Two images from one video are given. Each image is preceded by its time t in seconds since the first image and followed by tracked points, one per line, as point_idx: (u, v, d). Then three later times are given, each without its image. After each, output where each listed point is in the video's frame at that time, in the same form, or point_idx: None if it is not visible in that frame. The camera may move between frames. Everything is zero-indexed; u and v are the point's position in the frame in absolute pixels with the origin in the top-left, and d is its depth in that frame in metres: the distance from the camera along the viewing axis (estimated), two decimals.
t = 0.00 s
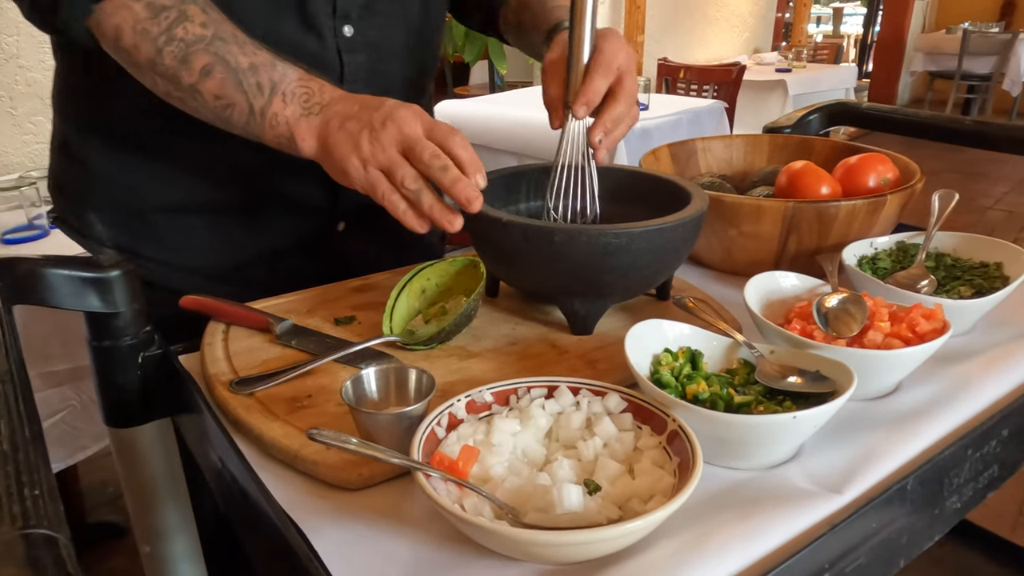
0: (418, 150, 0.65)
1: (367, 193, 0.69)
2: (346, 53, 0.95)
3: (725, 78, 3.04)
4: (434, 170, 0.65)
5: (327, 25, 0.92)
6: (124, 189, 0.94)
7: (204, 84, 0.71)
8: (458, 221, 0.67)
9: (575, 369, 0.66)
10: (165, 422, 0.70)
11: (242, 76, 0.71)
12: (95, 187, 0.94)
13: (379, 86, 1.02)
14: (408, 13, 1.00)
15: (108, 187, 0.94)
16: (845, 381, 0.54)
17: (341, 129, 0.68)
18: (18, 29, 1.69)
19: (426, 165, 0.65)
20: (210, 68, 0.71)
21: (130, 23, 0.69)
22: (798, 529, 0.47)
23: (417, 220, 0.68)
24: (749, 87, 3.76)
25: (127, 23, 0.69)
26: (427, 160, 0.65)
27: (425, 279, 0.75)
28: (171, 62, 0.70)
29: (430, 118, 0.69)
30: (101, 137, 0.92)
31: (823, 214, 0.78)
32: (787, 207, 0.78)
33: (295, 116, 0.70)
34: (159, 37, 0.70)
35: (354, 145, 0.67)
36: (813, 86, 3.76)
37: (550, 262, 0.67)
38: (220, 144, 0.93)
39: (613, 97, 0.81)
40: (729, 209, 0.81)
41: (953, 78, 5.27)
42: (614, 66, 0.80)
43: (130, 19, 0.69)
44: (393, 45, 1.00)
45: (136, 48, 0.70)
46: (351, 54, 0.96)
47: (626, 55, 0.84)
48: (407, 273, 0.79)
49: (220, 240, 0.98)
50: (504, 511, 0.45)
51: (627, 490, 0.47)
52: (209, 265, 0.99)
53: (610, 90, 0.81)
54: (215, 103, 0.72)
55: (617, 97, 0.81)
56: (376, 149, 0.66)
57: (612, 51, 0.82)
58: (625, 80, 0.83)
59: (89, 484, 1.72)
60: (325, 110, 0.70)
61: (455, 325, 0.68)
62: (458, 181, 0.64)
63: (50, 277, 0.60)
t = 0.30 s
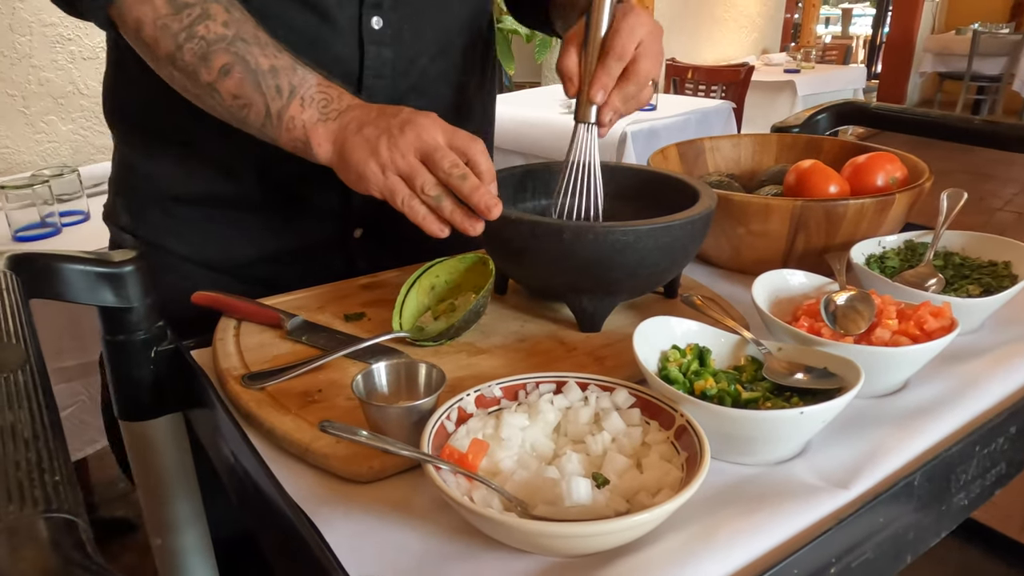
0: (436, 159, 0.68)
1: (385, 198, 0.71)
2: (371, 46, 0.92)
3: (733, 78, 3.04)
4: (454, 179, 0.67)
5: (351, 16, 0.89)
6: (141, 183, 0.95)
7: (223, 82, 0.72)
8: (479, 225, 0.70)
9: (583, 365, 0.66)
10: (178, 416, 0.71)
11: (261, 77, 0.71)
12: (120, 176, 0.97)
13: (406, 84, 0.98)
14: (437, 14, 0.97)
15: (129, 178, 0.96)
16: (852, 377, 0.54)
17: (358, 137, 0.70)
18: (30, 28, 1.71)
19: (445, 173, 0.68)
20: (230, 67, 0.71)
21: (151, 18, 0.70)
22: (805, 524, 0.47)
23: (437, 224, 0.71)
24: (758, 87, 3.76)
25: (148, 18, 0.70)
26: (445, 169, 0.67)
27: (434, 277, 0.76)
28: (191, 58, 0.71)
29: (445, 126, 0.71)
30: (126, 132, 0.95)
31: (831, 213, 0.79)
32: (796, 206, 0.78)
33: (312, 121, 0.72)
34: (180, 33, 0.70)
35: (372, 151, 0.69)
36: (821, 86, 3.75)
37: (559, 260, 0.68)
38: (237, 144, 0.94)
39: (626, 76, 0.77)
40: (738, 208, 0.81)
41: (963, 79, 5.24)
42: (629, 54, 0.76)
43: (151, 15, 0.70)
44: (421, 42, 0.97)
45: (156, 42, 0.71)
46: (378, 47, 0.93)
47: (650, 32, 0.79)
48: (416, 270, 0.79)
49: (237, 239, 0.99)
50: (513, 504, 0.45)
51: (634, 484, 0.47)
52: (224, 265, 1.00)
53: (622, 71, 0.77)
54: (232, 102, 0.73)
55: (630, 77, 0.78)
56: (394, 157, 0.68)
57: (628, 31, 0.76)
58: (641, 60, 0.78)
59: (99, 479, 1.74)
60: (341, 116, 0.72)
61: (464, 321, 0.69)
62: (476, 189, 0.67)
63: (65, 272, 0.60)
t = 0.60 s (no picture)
0: (449, 160, 0.68)
1: (399, 199, 0.71)
2: (381, 38, 0.92)
3: (740, 79, 3.03)
4: (465, 181, 0.68)
5: (361, 8, 0.90)
6: (154, 182, 0.96)
7: (233, 80, 0.71)
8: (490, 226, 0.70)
9: (594, 363, 0.66)
10: (189, 413, 0.71)
11: (273, 75, 0.72)
12: (132, 177, 0.97)
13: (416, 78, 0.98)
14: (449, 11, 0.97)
15: (141, 178, 0.96)
16: (865, 375, 0.54)
17: (371, 138, 0.71)
18: (40, 28, 1.71)
19: (458, 175, 0.68)
20: (243, 65, 0.71)
21: (161, 9, 0.67)
22: (818, 522, 0.47)
23: (453, 227, 0.71)
24: (765, 87, 3.75)
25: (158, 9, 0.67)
26: (458, 170, 0.68)
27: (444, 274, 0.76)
28: (201, 54, 0.69)
29: (459, 127, 0.72)
30: (139, 134, 0.95)
31: (841, 211, 0.78)
32: (806, 205, 0.78)
33: (325, 124, 0.73)
34: (192, 28, 0.68)
35: (387, 152, 0.70)
36: (828, 86, 3.74)
37: (570, 257, 0.68)
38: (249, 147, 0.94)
39: (609, 67, 0.78)
40: (748, 206, 0.81)
41: (971, 80, 5.22)
42: (612, 44, 0.78)
43: (162, 6, 0.67)
44: (433, 36, 0.97)
45: (165, 35, 0.68)
46: (388, 39, 0.93)
47: (639, 24, 0.81)
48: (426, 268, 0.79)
49: (248, 238, 0.99)
50: (525, 500, 0.45)
51: (647, 480, 0.47)
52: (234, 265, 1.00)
53: (606, 63, 0.78)
54: (242, 100, 0.72)
55: (612, 69, 0.78)
56: (407, 158, 0.69)
57: (614, 23, 0.78)
58: (626, 52, 0.79)
59: (108, 477, 1.74)
60: (354, 119, 0.73)
61: (474, 319, 0.69)
62: (488, 190, 0.67)
63: (78, 268, 0.61)
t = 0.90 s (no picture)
0: (453, 155, 0.68)
1: (404, 195, 0.71)
2: (391, 33, 0.92)
3: (746, 78, 3.02)
4: (470, 176, 0.67)
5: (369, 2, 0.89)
6: (159, 183, 0.95)
7: (236, 77, 0.71)
8: (492, 222, 0.70)
9: (599, 357, 0.66)
10: (191, 408, 0.71)
11: (276, 72, 0.71)
12: (137, 179, 0.97)
13: (424, 74, 0.98)
14: (454, 7, 0.96)
15: (146, 180, 0.96)
16: (874, 369, 0.54)
17: (375, 133, 0.71)
18: (45, 26, 1.71)
19: (462, 171, 0.68)
20: (246, 62, 0.70)
21: (162, 5, 0.67)
22: (826, 517, 0.46)
23: (457, 223, 0.70)
24: (770, 87, 3.74)
25: (158, 5, 0.67)
26: (462, 166, 0.68)
27: (448, 269, 0.76)
28: (203, 51, 0.69)
29: (463, 121, 0.72)
30: (143, 134, 0.95)
31: (849, 207, 0.78)
32: (813, 200, 0.77)
33: (329, 120, 0.73)
34: (194, 24, 0.68)
35: (392, 148, 0.69)
36: (834, 86, 3.73)
37: (574, 252, 0.67)
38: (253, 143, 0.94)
39: (611, 67, 0.77)
40: (754, 202, 0.80)
41: (978, 79, 5.20)
42: (610, 44, 0.77)
43: (162, 2, 0.67)
44: (440, 32, 0.97)
45: (165, 31, 0.68)
46: (398, 34, 0.92)
47: (638, 22, 0.81)
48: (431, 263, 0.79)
49: (253, 238, 0.98)
50: (530, 493, 0.45)
51: (652, 474, 0.47)
52: (239, 264, 0.99)
53: (607, 61, 0.78)
54: (244, 97, 0.72)
55: (614, 67, 0.77)
56: (411, 152, 0.69)
57: (614, 21, 0.78)
58: (628, 47, 0.78)
59: (112, 476, 1.74)
60: (358, 116, 0.73)
61: (478, 313, 0.68)
62: (492, 186, 0.66)
63: (80, 260, 0.60)
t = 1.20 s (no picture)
0: (447, 157, 0.68)
1: (397, 195, 0.71)
2: (388, 35, 0.92)
3: (747, 79, 3.02)
4: (464, 178, 0.67)
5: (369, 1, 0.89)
6: (159, 186, 0.96)
7: (230, 77, 0.71)
8: (485, 222, 0.70)
9: (591, 360, 0.66)
10: (185, 410, 0.71)
11: (271, 72, 0.71)
12: (137, 183, 0.97)
13: (423, 76, 0.98)
14: (452, 8, 0.96)
15: (146, 182, 0.96)
16: (865, 373, 0.54)
17: (370, 133, 0.71)
18: (48, 28, 1.72)
19: (456, 172, 0.68)
20: (240, 62, 0.70)
21: (156, 4, 0.66)
22: (815, 521, 0.46)
23: (450, 225, 0.70)
24: (772, 88, 3.73)
25: (151, 5, 0.66)
26: (456, 167, 0.68)
27: (442, 272, 0.76)
28: (197, 50, 0.69)
29: (459, 122, 0.72)
30: (141, 136, 0.95)
31: (844, 210, 0.78)
32: (808, 203, 0.77)
33: (324, 120, 0.73)
34: (189, 23, 0.68)
35: (386, 148, 0.70)
36: (836, 87, 3.72)
37: (568, 255, 0.67)
38: (250, 144, 0.94)
39: (624, 67, 0.77)
40: (750, 204, 0.80)
41: (981, 81, 5.19)
42: (630, 44, 0.77)
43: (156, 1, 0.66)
44: (439, 34, 0.97)
45: (159, 30, 0.68)
46: (396, 35, 0.92)
47: (656, 23, 0.79)
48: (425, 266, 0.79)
49: (250, 240, 0.98)
50: (518, 497, 0.45)
51: (641, 478, 0.47)
52: (236, 265, 0.99)
53: (622, 62, 0.77)
54: (239, 97, 0.72)
55: (627, 67, 0.77)
56: (406, 153, 0.69)
57: (630, 23, 0.77)
58: (645, 48, 0.78)
59: (111, 476, 1.75)
60: (353, 116, 0.74)
61: (472, 316, 0.68)
62: (486, 188, 0.66)
63: (73, 263, 0.61)
